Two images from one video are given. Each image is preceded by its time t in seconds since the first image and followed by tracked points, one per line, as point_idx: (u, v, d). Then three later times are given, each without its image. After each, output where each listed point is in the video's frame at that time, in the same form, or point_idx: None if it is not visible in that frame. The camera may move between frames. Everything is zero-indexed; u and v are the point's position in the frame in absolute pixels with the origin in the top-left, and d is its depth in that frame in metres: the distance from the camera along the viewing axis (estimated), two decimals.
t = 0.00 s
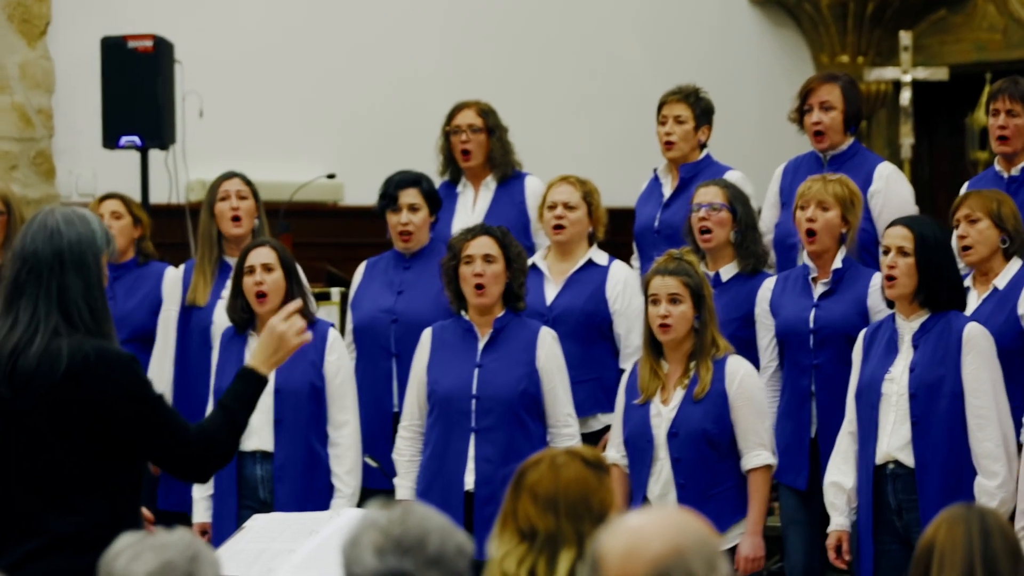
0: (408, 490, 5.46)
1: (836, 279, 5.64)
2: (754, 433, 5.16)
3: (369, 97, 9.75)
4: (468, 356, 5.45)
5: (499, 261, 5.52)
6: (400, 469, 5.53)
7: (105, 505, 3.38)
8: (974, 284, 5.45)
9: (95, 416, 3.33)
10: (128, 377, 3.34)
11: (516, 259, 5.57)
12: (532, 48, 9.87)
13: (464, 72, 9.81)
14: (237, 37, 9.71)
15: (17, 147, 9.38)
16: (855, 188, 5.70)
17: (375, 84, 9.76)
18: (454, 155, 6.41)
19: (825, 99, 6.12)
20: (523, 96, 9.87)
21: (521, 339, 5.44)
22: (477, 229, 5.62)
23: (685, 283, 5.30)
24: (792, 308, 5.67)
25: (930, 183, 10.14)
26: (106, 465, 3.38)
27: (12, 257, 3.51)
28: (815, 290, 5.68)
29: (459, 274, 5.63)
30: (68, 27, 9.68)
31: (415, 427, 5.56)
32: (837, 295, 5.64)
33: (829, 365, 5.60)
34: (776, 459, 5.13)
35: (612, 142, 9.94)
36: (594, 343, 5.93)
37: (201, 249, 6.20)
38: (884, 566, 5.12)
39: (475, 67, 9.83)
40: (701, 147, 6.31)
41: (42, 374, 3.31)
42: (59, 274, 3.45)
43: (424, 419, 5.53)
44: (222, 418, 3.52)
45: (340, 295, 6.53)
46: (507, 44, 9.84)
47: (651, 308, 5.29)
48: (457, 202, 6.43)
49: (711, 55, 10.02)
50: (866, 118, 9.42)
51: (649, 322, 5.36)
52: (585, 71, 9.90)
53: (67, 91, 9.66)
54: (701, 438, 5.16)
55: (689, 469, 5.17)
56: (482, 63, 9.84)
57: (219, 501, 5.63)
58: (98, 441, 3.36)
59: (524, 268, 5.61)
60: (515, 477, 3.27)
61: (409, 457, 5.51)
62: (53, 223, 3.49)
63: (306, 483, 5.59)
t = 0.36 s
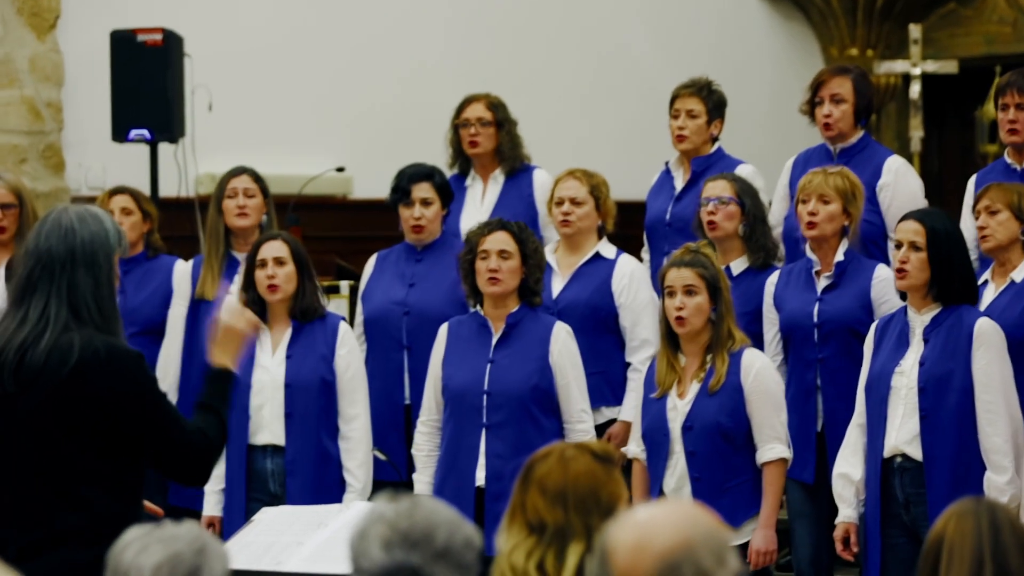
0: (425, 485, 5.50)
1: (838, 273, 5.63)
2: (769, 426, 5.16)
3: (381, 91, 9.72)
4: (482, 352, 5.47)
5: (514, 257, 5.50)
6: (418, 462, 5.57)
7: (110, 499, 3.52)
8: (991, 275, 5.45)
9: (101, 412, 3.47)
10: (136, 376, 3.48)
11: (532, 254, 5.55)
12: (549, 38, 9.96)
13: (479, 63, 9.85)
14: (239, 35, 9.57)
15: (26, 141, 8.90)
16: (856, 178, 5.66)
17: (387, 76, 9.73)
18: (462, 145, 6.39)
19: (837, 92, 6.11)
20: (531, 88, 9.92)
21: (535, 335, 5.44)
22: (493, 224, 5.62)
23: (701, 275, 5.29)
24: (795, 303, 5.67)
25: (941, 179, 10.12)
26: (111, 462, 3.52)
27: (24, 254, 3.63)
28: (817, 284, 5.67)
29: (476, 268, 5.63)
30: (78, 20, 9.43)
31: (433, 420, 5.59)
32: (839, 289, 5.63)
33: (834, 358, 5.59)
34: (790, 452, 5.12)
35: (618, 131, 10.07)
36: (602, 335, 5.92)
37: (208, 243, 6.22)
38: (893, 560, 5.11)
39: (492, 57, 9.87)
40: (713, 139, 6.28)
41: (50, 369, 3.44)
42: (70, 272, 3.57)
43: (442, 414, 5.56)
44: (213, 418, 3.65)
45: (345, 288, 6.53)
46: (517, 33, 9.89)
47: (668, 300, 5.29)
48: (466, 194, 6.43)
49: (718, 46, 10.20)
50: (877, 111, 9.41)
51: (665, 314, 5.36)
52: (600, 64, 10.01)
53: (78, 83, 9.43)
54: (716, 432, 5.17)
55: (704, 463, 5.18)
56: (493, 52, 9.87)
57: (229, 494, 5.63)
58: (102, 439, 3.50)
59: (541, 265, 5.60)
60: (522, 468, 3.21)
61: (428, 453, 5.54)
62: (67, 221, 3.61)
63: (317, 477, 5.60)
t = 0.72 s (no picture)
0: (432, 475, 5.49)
1: (846, 268, 5.61)
2: (781, 421, 5.12)
3: (383, 83, 9.64)
4: (489, 344, 5.45)
5: (526, 248, 5.48)
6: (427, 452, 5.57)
7: (104, 491, 3.56)
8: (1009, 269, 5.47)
9: (88, 404, 3.48)
10: (120, 366, 3.49)
11: (543, 246, 5.52)
12: (553, 31, 9.79)
13: (484, 59, 9.72)
14: (247, 30, 9.56)
15: (35, 135, 9.15)
16: (862, 174, 5.64)
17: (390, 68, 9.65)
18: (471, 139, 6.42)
19: (845, 86, 6.12)
20: (538, 81, 9.79)
21: (543, 327, 5.41)
22: (505, 216, 5.60)
23: (719, 268, 5.28)
24: (803, 299, 5.67)
25: (951, 172, 9.99)
26: (100, 453, 3.54)
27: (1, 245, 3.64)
28: (825, 280, 5.66)
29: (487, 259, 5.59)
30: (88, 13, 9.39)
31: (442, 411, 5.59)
32: (846, 285, 5.61)
33: (841, 354, 5.59)
34: (801, 448, 5.09)
35: (626, 126, 9.86)
36: (609, 329, 5.89)
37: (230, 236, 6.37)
38: (899, 554, 5.11)
39: (490, 53, 9.74)
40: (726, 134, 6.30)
41: (32, 364, 3.44)
42: (46, 261, 3.57)
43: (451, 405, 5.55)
44: (212, 407, 3.68)
45: (357, 284, 6.50)
46: (521, 27, 9.76)
47: (685, 293, 5.28)
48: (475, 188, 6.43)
49: (726, 37, 9.92)
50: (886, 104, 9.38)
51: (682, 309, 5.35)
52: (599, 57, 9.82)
53: (88, 77, 9.38)
54: (728, 427, 5.16)
55: (716, 458, 5.17)
56: (495, 46, 9.74)
57: (241, 487, 5.64)
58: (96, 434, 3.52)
59: (553, 256, 5.56)
60: (532, 463, 3.25)
61: (437, 442, 5.55)
62: (41, 210, 3.61)
63: (329, 472, 5.59)
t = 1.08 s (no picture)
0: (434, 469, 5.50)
1: (853, 263, 5.61)
2: (789, 419, 5.12)
3: (388, 78, 9.63)
4: (494, 339, 5.45)
5: (531, 243, 5.48)
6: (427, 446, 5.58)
7: (81, 485, 3.55)
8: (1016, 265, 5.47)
9: (67, 401, 3.46)
10: (96, 361, 3.47)
11: (549, 241, 5.53)
12: (558, 26, 9.78)
13: (489, 54, 9.72)
14: (256, 26, 9.55)
15: (44, 131, 8.67)
16: (877, 169, 5.67)
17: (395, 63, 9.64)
18: (479, 134, 6.42)
19: (851, 81, 6.12)
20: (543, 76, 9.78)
21: (548, 322, 5.41)
22: (510, 211, 5.60)
23: (729, 264, 5.29)
24: (812, 294, 5.67)
25: (957, 167, 10.00)
26: (81, 448, 3.53)
27: None
28: (833, 276, 5.66)
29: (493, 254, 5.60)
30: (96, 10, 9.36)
31: (444, 406, 5.60)
32: (854, 280, 5.61)
33: (847, 351, 5.59)
34: (809, 445, 5.09)
35: (632, 121, 9.86)
36: (616, 324, 5.90)
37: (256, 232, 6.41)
38: (900, 548, 5.11)
39: (495, 48, 9.74)
40: (736, 129, 6.30)
41: (11, 361, 3.44)
42: (18, 261, 3.54)
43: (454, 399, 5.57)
44: (190, 400, 3.66)
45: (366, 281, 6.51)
46: (525, 22, 9.76)
47: (694, 288, 5.29)
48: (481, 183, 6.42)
49: (732, 32, 9.92)
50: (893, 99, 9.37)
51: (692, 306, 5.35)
52: (604, 52, 9.83)
53: (95, 73, 9.35)
54: (735, 423, 5.16)
55: (722, 454, 5.17)
56: (500, 41, 9.74)
57: (249, 483, 5.64)
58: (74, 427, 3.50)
59: (558, 251, 5.57)
60: (539, 460, 3.26)
61: (438, 436, 5.55)
62: (12, 211, 3.58)
63: (336, 468, 5.59)
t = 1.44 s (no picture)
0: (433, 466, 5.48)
1: (863, 259, 5.59)
2: (789, 417, 5.12)
3: (392, 75, 9.63)
4: (498, 338, 5.45)
5: (532, 241, 5.48)
6: (426, 444, 5.55)
7: (55, 477, 3.59)
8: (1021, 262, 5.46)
9: (44, 400, 3.51)
10: (76, 358, 3.52)
11: (550, 239, 5.53)
12: (562, 23, 9.80)
13: (493, 51, 9.73)
14: (265, 22, 9.52)
15: (49, 128, 8.66)
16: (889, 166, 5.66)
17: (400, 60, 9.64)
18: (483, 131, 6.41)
19: (854, 79, 6.11)
20: (547, 73, 9.79)
21: (551, 321, 5.42)
22: (511, 210, 5.59)
23: (729, 261, 5.27)
24: (823, 290, 5.66)
25: (964, 165, 9.98)
26: (56, 446, 3.58)
27: None
28: (844, 272, 5.64)
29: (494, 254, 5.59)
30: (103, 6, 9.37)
31: (444, 402, 5.58)
32: (864, 276, 5.59)
33: (855, 346, 5.54)
34: (808, 443, 5.09)
35: (638, 119, 9.88)
36: (622, 321, 5.88)
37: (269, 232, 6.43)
38: (903, 545, 5.10)
39: (499, 46, 9.74)
40: (741, 125, 6.29)
41: None
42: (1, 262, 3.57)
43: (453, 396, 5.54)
44: (156, 397, 3.74)
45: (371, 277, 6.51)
46: (529, 19, 9.76)
47: (694, 285, 5.27)
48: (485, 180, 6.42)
49: (736, 30, 9.95)
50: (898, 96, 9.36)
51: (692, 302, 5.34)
52: (609, 50, 9.84)
53: (100, 70, 9.36)
54: (734, 420, 5.16)
55: (721, 451, 5.17)
56: (505, 38, 9.74)
57: (251, 481, 5.63)
58: (51, 420, 3.54)
59: (559, 248, 5.57)
60: (544, 457, 3.25)
61: (436, 432, 5.53)
62: None
63: (341, 465, 5.58)
